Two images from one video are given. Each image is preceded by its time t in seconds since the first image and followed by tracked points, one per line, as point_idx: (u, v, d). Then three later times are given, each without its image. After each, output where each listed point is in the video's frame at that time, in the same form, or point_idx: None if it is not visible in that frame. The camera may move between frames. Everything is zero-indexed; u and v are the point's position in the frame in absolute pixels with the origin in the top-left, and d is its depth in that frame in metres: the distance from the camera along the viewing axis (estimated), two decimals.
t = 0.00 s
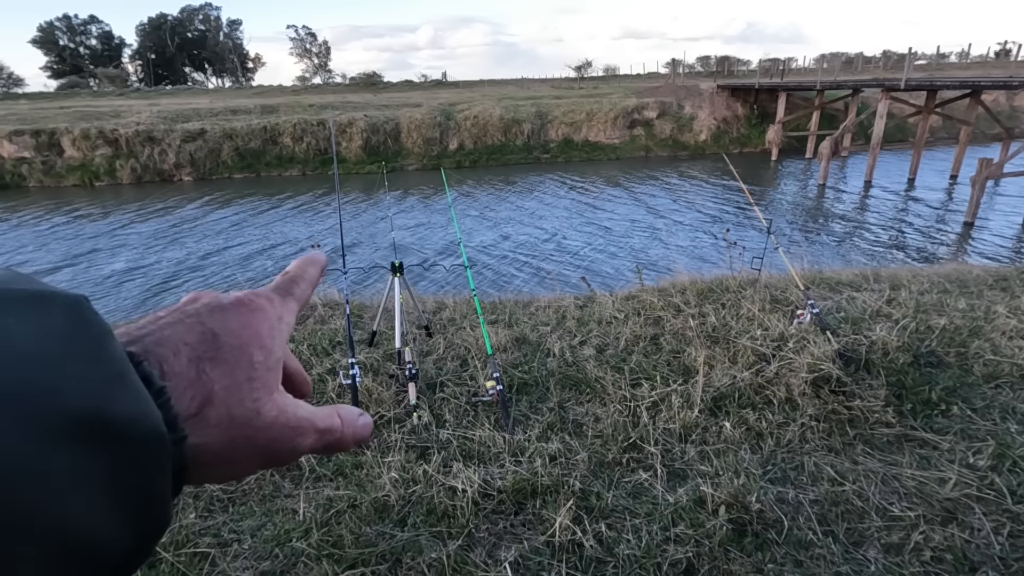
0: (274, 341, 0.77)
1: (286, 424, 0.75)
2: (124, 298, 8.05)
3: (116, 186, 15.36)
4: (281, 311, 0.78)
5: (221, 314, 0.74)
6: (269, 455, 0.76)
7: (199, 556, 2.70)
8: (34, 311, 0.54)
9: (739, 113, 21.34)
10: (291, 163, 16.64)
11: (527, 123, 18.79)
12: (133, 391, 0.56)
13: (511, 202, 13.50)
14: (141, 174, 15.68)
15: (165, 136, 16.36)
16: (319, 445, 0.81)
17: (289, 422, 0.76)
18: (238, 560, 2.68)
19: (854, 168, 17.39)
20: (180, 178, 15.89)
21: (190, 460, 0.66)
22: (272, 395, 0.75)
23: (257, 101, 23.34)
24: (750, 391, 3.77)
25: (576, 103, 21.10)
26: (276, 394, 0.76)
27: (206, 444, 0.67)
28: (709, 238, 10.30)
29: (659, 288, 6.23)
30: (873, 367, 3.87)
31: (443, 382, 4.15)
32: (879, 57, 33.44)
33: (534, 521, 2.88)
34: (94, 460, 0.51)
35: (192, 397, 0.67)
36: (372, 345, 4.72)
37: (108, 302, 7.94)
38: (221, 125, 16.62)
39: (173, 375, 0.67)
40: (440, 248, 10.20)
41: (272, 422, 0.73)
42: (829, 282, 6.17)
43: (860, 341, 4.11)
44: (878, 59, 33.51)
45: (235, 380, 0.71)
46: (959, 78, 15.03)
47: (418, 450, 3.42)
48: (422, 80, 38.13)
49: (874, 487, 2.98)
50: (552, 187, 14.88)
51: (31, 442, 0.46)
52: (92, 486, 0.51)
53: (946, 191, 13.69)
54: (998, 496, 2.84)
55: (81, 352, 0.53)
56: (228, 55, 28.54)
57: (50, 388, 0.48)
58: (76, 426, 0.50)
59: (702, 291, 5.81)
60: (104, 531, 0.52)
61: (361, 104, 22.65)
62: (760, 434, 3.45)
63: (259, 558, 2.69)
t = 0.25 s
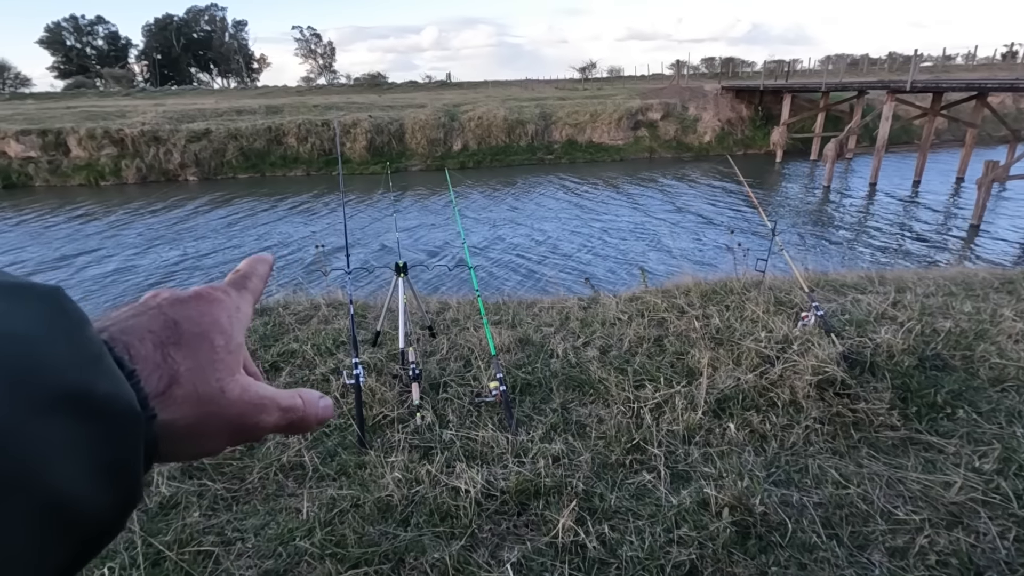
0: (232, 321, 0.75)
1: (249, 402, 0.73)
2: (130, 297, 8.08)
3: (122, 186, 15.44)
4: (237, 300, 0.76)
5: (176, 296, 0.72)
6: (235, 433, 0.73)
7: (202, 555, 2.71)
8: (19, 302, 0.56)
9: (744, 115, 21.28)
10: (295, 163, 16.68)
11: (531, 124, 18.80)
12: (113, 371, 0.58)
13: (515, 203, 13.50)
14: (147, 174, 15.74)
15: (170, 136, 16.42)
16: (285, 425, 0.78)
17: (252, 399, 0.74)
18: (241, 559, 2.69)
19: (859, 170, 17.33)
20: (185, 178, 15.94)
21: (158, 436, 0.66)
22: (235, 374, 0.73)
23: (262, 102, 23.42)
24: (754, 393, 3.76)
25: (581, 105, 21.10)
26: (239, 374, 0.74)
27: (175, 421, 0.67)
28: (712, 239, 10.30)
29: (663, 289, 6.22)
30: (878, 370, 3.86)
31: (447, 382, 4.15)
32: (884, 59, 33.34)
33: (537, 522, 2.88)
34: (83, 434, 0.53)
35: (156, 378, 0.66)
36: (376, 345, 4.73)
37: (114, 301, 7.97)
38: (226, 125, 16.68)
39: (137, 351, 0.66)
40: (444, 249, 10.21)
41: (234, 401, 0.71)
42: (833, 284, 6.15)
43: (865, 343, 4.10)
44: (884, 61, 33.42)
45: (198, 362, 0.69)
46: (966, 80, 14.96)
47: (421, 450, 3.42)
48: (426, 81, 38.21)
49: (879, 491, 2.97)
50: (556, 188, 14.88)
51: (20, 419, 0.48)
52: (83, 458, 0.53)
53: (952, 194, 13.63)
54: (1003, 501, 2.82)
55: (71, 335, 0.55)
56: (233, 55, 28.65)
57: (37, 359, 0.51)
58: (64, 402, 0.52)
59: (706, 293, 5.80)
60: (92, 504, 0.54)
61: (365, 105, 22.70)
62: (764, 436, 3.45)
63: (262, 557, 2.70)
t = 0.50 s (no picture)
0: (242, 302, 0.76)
1: (257, 379, 0.73)
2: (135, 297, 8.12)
3: (127, 185, 15.50)
4: (245, 282, 0.78)
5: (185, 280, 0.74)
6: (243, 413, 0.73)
7: (206, 553, 2.72)
8: (30, 277, 0.56)
9: (748, 116, 21.26)
10: (299, 163, 16.73)
11: (534, 125, 18.81)
12: (124, 348, 0.58)
13: (518, 204, 13.51)
14: (151, 174, 15.81)
15: (175, 136, 16.48)
16: (293, 404, 0.78)
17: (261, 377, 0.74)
18: (244, 558, 2.69)
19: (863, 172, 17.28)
20: (190, 178, 16.00)
21: (171, 412, 0.66)
22: (244, 352, 0.74)
23: (266, 102, 23.49)
24: (757, 395, 3.75)
25: (584, 106, 21.10)
26: (247, 352, 0.74)
27: (186, 395, 0.68)
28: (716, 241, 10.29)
29: (666, 290, 6.21)
30: (882, 373, 3.85)
31: (449, 383, 4.16)
32: (889, 60, 33.25)
33: (539, 523, 2.88)
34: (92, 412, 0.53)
35: (167, 353, 0.67)
36: (379, 345, 4.74)
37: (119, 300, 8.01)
38: (230, 126, 16.74)
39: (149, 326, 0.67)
40: (447, 250, 10.23)
41: (243, 376, 0.72)
42: (837, 286, 6.14)
43: (869, 346, 4.08)
44: (888, 62, 33.32)
45: (208, 339, 0.71)
46: (972, 82, 14.90)
47: (424, 450, 3.42)
48: (430, 82, 38.28)
49: (882, 494, 2.96)
50: (559, 189, 14.88)
51: (34, 395, 0.48)
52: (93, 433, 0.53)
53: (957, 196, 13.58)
54: (1008, 504, 2.81)
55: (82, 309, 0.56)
56: (238, 55, 28.74)
57: (46, 342, 0.51)
58: (74, 378, 0.52)
59: (709, 295, 5.79)
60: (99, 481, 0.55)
61: (369, 105, 22.75)
62: (767, 438, 3.44)
63: (265, 555, 2.71)
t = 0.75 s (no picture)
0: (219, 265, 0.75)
1: (237, 337, 0.75)
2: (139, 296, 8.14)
3: (130, 185, 15.55)
4: (228, 244, 0.77)
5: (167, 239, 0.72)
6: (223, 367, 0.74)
7: (207, 552, 2.72)
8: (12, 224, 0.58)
9: (751, 118, 21.22)
10: (302, 163, 16.76)
11: (537, 126, 18.83)
12: (109, 295, 0.59)
13: (520, 204, 13.51)
14: (155, 174, 15.87)
15: (178, 136, 16.52)
16: (270, 366, 0.80)
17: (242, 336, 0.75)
18: (246, 557, 2.70)
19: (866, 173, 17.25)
20: (193, 178, 16.05)
21: (154, 361, 0.66)
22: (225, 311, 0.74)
23: (270, 103, 23.56)
24: (759, 397, 3.74)
25: (587, 107, 21.10)
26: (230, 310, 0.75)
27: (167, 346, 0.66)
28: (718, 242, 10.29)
29: (668, 292, 6.21)
30: (884, 375, 3.84)
31: (451, 384, 4.15)
32: (893, 62, 33.21)
33: (541, 524, 2.88)
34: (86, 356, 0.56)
35: (151, 306, 0.66)
36: (381, 346, 4.74)
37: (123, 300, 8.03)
38: (234, 126, 16.78)
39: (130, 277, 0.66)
40: (449, 250, 10.23)
41: (225, 333, 0.72)
42: (840, 288, 6.12)
43: (872, 348, 4.08)
44: (892, 64, 33.29)
45: (191, 294, 0.70)
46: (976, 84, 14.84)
47: (425, 451, 3.42)
48: (433, 82, 38.34)
49: (886, 497, 2.95)
50: (561, 190, 14.88)
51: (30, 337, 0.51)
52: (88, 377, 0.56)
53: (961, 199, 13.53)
54: (1012, 508, 2.80)
55: (70, 257, 0.58)
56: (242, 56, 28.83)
57: (32, 284, 0.53)
58: (64, 323, 0.54)
59: (712, 296, 5.78)
60: (95, 424, 0.58)
61: (373, 106, 22.79)
62: (770, 440, 3.43)
63: (267, 555, 2.71)
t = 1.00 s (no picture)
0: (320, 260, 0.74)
1: (336, 336, 0.74)
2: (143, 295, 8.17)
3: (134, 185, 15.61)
4: (328, 242, 0.77)
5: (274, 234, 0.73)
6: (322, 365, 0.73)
7: (209, 551, 2.73)
8: (133, 213, 0.60)
9: (754, 119, 21.18)
10: (305, 164, 16.80)
11: (540, 126, 18.84)
12: (219, 285, 0.59)
13: (523, 205, 13.51)
14: (159, 173, 15.94)
15: (182, 136, 16.59)
16: (365, 369, 0.78)
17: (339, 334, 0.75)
18: (248, 556, 2.70)
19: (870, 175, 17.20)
20: (197, 178, 16.12)
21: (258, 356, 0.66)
22: (325, 309, 0.74)
23: (273, 103, 23.63)
24: (762, 399, 3.74)
25: (590, 108, 21.11)
26: (329, 309, 0.74)
27: (273, 340, 0.67)
28: (721, 243, 10.29)
29: (670, 293, 6.20)
30: (887, 377, 3.83)
31: (453, 384, 4.15)
32: (897, 64, 33.11)
33: (542, 525, 2.88)
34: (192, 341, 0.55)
35: (260, 298, 0.67)
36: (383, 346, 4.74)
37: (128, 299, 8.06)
38: (237, 126, 16.84)
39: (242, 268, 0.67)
40: (451, 251, 10.24)
41: (325, 332, 0.72)
42: (843, 290, 6.11)
43: (875, 350, 4.07)
44: (896, 66, 33.17)
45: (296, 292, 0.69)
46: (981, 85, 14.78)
47: (427, 451, 3.42)
48: (436, 83, 38.38)
49: (888, 499, 2.94)
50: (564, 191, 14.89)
51: (139, 317, 0.51)
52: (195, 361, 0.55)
53: (965, 201, 13.48)
54: (1016, 512, 2.79)
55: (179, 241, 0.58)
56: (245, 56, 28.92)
57: (151, 266, 0.54)
58: (180, 309, 0.54)
59: (714, 298, 5.77)
60: (201, 408, 0.56)
61: (376, 106, 22.84)
62: (772, 442, 3.42)
63: (268, 554, 2.72)
